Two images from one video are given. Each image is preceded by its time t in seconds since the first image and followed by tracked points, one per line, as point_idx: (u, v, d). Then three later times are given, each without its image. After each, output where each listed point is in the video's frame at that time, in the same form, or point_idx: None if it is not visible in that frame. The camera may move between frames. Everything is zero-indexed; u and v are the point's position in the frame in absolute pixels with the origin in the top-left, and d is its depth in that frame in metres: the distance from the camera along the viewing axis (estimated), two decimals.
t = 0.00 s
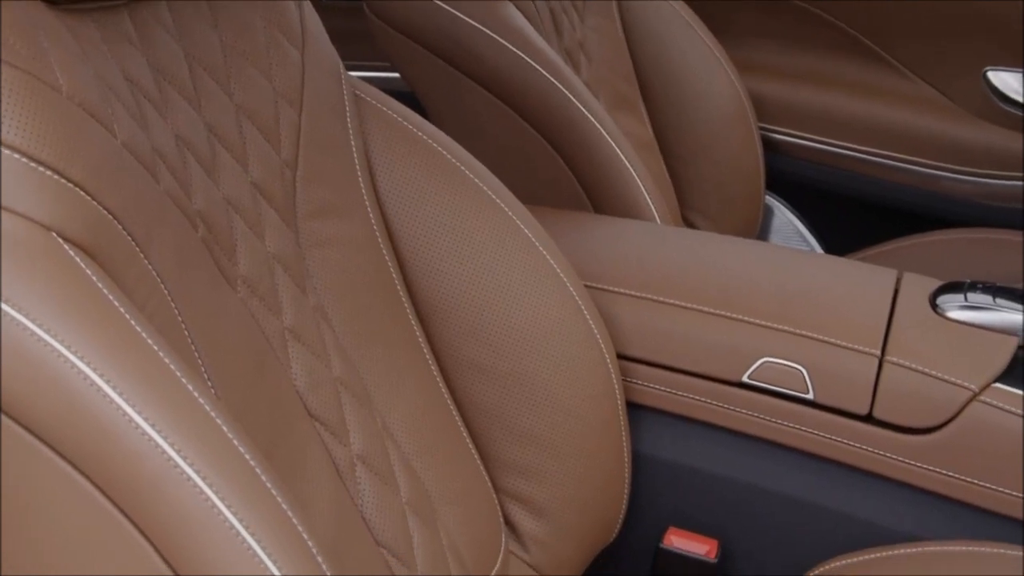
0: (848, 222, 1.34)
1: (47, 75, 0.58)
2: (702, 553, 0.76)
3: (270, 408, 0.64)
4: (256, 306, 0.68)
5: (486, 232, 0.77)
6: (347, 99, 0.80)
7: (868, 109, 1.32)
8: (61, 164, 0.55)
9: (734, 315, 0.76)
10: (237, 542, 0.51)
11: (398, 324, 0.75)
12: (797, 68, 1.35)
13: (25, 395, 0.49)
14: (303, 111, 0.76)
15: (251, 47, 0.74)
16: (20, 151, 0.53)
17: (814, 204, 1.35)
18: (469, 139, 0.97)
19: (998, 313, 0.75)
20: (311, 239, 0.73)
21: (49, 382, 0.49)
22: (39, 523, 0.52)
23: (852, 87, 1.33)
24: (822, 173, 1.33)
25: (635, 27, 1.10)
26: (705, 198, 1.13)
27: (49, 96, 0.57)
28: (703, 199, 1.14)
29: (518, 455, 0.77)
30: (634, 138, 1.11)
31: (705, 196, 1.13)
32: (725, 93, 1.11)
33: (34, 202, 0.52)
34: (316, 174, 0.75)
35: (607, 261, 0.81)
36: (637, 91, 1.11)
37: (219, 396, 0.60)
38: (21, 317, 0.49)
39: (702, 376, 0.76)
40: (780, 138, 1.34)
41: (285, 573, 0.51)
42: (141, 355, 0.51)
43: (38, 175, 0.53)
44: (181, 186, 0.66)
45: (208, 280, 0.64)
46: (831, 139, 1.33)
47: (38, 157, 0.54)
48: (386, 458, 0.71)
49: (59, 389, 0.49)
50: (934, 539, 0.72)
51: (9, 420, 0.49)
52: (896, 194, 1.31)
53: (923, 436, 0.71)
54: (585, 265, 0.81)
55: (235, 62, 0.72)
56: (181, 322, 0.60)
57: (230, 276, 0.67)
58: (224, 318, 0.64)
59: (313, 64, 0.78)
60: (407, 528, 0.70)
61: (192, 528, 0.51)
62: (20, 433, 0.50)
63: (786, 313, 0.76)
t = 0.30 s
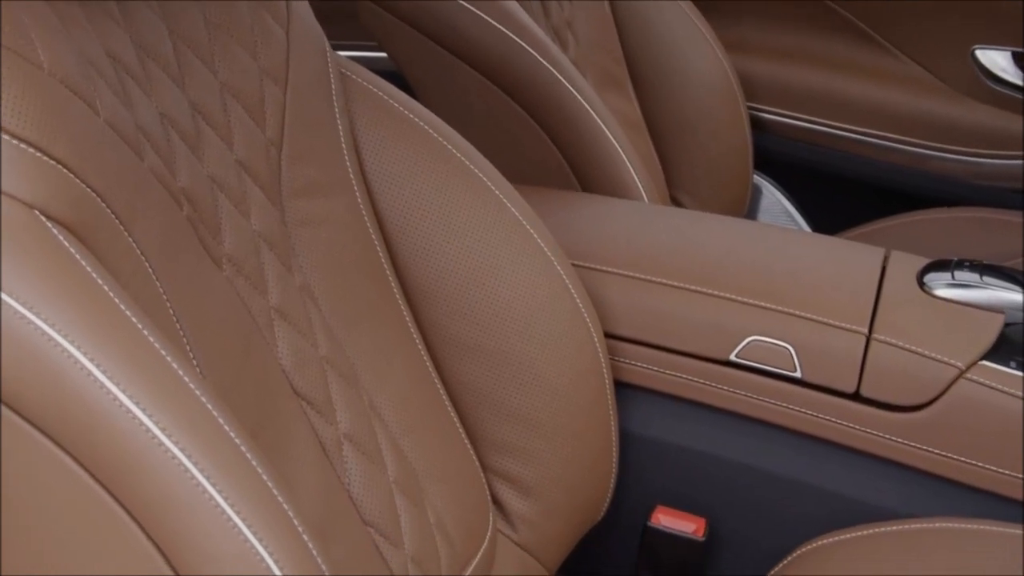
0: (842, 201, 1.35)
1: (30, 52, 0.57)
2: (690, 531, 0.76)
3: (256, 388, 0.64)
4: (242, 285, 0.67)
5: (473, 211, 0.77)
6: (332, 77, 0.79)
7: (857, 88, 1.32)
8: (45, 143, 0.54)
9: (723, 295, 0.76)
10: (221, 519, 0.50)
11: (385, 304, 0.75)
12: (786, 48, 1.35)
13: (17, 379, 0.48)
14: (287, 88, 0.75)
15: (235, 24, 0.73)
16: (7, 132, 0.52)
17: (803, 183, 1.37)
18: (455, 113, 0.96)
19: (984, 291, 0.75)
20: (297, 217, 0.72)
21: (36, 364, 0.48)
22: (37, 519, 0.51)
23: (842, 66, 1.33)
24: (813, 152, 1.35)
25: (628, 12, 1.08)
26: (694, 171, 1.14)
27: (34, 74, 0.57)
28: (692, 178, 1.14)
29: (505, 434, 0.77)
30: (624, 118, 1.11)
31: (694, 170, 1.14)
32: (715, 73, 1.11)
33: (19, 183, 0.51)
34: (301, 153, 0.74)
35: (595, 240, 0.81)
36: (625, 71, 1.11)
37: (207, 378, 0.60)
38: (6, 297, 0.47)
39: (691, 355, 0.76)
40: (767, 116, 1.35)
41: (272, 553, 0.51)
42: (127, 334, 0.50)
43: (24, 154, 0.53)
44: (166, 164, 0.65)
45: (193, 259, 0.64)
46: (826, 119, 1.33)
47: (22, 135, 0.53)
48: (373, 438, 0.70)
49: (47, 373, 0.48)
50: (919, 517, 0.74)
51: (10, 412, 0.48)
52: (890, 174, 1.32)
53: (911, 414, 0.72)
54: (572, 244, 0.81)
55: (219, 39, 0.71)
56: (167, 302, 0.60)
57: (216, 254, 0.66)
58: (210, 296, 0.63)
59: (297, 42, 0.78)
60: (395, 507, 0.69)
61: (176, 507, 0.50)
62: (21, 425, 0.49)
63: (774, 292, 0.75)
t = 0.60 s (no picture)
0: (825, 182, 1.34)
1: (12, 32, 0.56)
2: (678, 512, 0.76)
3: (242, 369, 0.63)
4: (227, 265, 0.66)
5: (460, 192, 0.77)
6: (318, 58, 0.79)
7: (847, 70, 1.32)
8: (28, 122, 0.54)
9: (710, 275, 0.75)
10: (207, 501, 0.49)
11: (372, 285, 0.75)
12: (777, 30, 1.34)
13: (19, 368, 0.46)
14: (272, 68, 0.75)
15: (219, 5, 0.72)
16: None
17: (792, 165, 1.35)
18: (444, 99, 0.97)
19: (972, 271, 0.75)
20: (283, 198, 0.72)
21: (26, 351, 0.46)
22: (36, 517, 0.50)
23: (834, 48, 1.33)
24: (800, 134, 1.34)
25: None
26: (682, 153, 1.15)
27: (17, 53, 0.55)
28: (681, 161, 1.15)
29: (492, 414, 0.77)
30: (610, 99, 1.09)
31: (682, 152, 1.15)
32: (704, 57, 1.12)
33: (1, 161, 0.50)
34: (287, 134, 0.74)
35: (582, 221, 0.81)
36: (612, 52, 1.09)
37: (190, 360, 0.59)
38: None
39: (679, 337, 0.76)
40: (755, 98, 1.34)
41: (258, 534, 0.50)
42: (111, 316, 0.49)
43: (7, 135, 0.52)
44: (151, 145, 0.64)
45: (179, 239, 0.63)
46: (814, 100, 1.33)
47: (4, 114, 0.52)
48: (360, 419, 0.70)
49: (36, 360, 0.46)
50: (908, 496, 0.74)
51: (10, 404, 0.47)
52: (877, 155, 1.32)
53: (898, 394, 0.72)
54: (560, 225, 0.81)
55: (203, 20, 0.71)
56: (151, 282, 0.58)
57: (201, 235, 0.65)
58: (196, 278, 0.63)
59: (283, 23, 0.77)
60: (382, 487, 0.69)
61: (159, 488, 0.48)
62: (20, 418, 0.47)
63: (762, 273, 0.75)
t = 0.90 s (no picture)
0: (816, 160, 1.35)
1: None
2: (663, 490, 0.76)
3: (223, 349, 0.62)
4: (209, 243, 0.65)
5: (443, 169, 0.77)
6: (300, 34, 0.78)
7: (833, 49, 1.32)
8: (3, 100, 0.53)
9: (695, 253, 0.75)
10: (187, 478, 0.48)
11: (355, 263, 0.74)
12: (765, 10, 1.33)
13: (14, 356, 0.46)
14: (254, 45, 0.74)
15: None
16: None
17: (778, 143, 1.36)
18: (434, 85, 0.97)
19: (956, 248, 0.75)
20: (265, 176, 0.71)
21: (10, 333, 0.46)
22: (35, 516, 0.51)
23: (820, 27, 1.32)
24: (786, 112, 1.34)
25: None
26: (666, 133, 1.15)
27: None
28: (665, 138, 1.15)
29: (476, 392, 0.77)
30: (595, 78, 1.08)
31: (666, 131, 1.15)
32: (690, 36, 1.11)
33: None
34: (269, 111, 0.73)
35: (566, 198, 0.81)
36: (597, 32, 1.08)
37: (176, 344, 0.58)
38: None
39: (664, 314, 0.76)
40: (742, 77, 1.35)
41: (239, 510, 0.49)
42: (94, 296, 0.48)
43: None
44: (131, 121, 0.63)
45: (159, 217, 0.62)
46: (801, 79, 1.34)
47: None
48: (342, 396, 0.70)
49: (21, 344, 0.46)
50: (892, 474, 0.74)
51: (11, 399, 0.47)
52: (863, 134, 1.32)
53: (882, 370, 0.72)
54: (545, 203, 0.81)
55: None
56: (134, 264, 0.58)
57: (182, 213, 0.65)
58: (178, 255, 0.62)
59: None
60: (365, 466, 0.69)
61: (137, 461, 0.48)
62: (19, 412, 0.47)
63: (747, 250, 0.75)
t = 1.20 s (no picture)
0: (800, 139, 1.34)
1: None
2: (648, 468, 0.76)
3: (207, 330, 0.61)
4: (192, 224, 0.64)
5: (429, 150, 0.76)
6: (284, 14, 0.78)
7: (819, 30, 1.33)
8: None
9: (681, 234, 0.75)
10: (172, 461, 0.48)
11: (340, 243, 0.74)
12: None
13: (15, 355, 0.46)
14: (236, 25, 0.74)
15: None
16: None
17: (764, 123, 1.35)
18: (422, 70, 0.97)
19: (940, 227, 0.75)
20: (248, 156, 0.71)
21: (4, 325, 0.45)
22: (36, 517, 0.51)
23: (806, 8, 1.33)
24: (772, 92, 1.34)
25: None
26: (654, 115, 1.14)
27: None
28: (652, 120, 1.15)
29: (462, 373, 0.77)
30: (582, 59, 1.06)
31: (654, 114, 1.14)
32: (676, 17, 1.11)
33: None
34: (252, 91, 0.73)
35: (551, 178, 0.81)
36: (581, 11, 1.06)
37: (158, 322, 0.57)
38: None
39: (650, 294, 0.76)
40: (727, 57, 1.34)
41: (223, 491, 0.49)
42: (75, 276, 0.47)
43: None
44: (112, 101, 0.62)
45: (141, 197, 0.61)
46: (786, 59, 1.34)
47: None
48: (327, 377, 0.68)
49: (20, 339, 0.45)
50: (876, 453, 0.74)
51: (11, 395, 0.47)
52: (849, 112, 1.32)
53: (866, 350, 0.72)
54: (530, 183, 0.81)
55: None
56: (115, 244, 0.56)
57: (165, 192, 0.63)
58: (161, 234, 0.61)
59: None
60: (351, 447, 0.68)
61: (125, 448, 0.48)
62: (21, 410, 0.47)
63: (732, 230, 0.75)
